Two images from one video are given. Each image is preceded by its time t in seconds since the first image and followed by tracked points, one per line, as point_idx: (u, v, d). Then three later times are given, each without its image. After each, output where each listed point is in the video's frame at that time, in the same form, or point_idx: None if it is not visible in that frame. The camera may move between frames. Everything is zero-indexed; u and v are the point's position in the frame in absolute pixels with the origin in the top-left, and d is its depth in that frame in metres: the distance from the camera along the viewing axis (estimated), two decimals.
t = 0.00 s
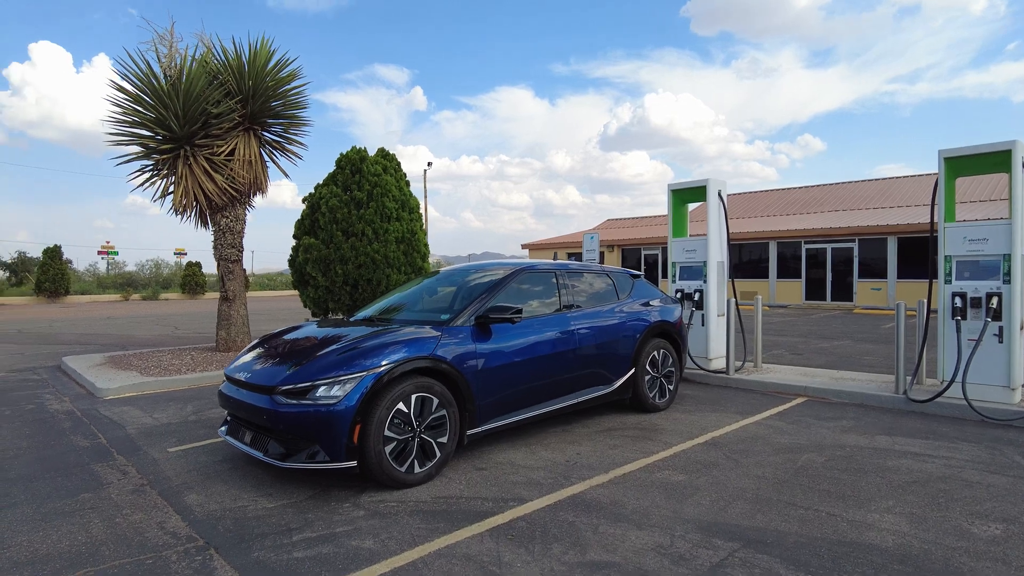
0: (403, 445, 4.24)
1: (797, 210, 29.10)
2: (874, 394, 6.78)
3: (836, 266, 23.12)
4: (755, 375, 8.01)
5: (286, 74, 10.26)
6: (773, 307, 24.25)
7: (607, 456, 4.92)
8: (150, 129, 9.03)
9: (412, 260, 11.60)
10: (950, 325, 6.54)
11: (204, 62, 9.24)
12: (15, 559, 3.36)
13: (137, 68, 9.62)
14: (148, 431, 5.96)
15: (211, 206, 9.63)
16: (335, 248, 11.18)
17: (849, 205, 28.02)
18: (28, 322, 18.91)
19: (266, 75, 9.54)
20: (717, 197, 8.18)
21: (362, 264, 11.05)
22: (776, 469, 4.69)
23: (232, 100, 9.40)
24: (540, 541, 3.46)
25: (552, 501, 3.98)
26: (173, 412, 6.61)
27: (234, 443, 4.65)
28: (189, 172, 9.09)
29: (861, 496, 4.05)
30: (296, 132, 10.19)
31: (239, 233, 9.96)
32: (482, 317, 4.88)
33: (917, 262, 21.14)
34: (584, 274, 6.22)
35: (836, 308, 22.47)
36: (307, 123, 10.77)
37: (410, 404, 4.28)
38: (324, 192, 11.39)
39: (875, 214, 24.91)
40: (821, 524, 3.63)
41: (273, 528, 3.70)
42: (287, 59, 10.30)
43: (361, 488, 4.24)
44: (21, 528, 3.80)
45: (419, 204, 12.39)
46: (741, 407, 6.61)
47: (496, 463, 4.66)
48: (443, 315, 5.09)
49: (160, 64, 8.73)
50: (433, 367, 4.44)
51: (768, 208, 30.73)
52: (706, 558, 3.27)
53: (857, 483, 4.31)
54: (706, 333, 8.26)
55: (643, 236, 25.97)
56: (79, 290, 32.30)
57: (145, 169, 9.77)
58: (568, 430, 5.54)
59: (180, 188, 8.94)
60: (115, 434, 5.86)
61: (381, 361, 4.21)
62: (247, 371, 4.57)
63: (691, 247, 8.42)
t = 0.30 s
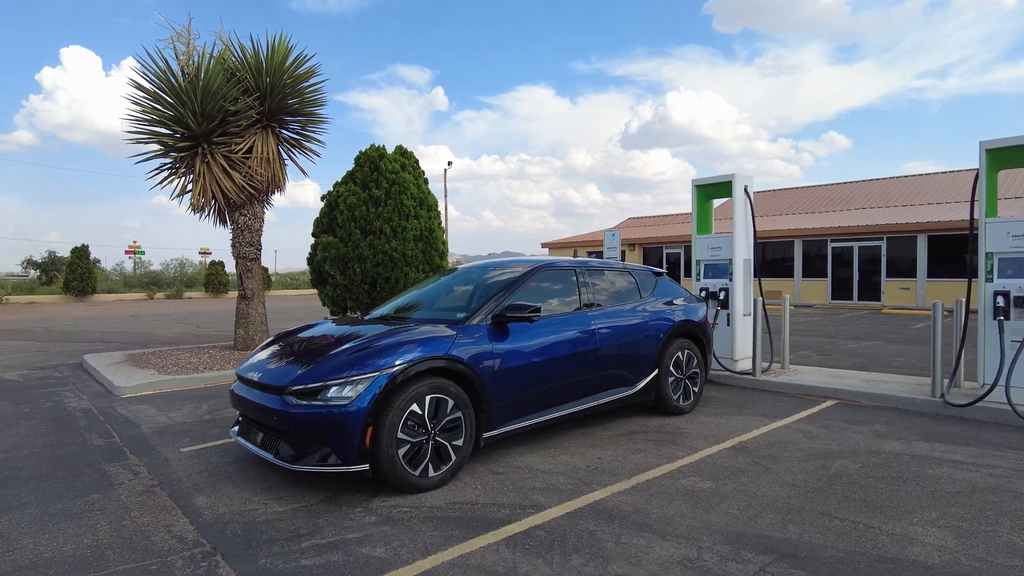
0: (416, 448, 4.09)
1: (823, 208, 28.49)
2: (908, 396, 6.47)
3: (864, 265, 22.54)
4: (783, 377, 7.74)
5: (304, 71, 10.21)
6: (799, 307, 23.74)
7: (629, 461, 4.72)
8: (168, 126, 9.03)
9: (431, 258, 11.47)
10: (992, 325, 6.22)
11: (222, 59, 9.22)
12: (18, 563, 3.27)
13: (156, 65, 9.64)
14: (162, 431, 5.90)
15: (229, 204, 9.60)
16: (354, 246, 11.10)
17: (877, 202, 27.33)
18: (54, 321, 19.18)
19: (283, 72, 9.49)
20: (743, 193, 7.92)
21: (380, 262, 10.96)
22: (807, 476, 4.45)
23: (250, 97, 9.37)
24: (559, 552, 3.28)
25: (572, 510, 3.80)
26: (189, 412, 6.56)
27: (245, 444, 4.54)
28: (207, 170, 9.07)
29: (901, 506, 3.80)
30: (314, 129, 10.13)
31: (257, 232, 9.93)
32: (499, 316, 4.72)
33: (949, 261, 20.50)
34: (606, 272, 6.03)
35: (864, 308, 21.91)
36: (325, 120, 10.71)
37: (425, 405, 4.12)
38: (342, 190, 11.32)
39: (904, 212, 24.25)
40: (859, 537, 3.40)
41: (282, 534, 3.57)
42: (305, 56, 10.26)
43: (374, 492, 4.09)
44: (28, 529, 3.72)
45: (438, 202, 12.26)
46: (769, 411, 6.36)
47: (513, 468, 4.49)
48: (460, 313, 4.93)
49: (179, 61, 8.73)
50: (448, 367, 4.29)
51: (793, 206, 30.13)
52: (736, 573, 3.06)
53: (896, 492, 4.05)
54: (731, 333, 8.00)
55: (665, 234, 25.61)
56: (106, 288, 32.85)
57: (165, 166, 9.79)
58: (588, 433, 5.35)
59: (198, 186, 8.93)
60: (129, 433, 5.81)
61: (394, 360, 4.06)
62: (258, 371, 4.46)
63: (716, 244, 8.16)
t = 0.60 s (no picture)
0: (431, 451, 3.91)
1: (845, 207, 27.94)
2: (943, 401, 6.18)
3: (889, 265, 22.03)
4: (810, 379, 7.47)
5: (320, 66, 10.10)
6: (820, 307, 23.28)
7: (652, 468, 4.51)
8: (184, 121, 8.97)
9: (447, 255, 11.32)
10: None
11: (238, 53, 9.13)
12: (18, 568, 3.15)
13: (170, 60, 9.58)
14: (172, 430, 5.80)
15: (244, 200, 9.52)
16: (369, 243, 10.98)
17: (901, 201, 26.72)
18: (74, 318, 19.32)
19: (299, 67, 9.38)
20: (769, 188, 7.66)
21: (396, 260, 10.83)
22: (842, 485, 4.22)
23: (266, 92, 9.28)
24: (581, 566, 3.09)
25: (594, 519, 3.60)
26: (201, 411, 6.47)
27: (254, 445, 4.40)
28: (222, 165, 8.99)
29: (947, 520, 3.56)
30: (329, 124, 10.01)
31: (272, 228, 9.84)
32: (517, 315, 4.54)
33: (978, 260, 19.94)
34: (627, 270, 5.82)
35: (889, 309, 21.40)
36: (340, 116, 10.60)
37: (440, 407, 3.94)
38: (358, 186, 11.21)
39: (930, 210, 23.67)
40: (904, 554, 3.16)
41: (290, 541, 3.42)
42: (321, 51, 10.15)
43: (387, 497, 3.93)
44: (31, 531, 3.61)
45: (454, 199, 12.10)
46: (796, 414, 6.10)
47: (532, 473, 4.31)
48: (476, 312, 4.73)
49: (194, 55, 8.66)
50: (464, 367, 4.11)
51: (814, 204, 29.59)
52: None
53: (939, 503, 3.81)
54: (757, 333, 7.76)
55: (683, 233, 25.28)
56: (126, 286, 33.19)
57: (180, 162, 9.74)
58: (609, 437, 5.15)
59: (212, 181, 8.85)
60: (140, 432, 5.73)
61: (408, 360, 3.89)
62: (269, 370, 4.31)
63: (741, 242, 7.91)
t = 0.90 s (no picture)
0: (441, 454, 3.72)
1: (865, 201, 27.39)
2: (976, 403, 5.89)
3: (910, 260, 21.53)
4: (834, 378, 7.21)
5: (331, 56, 9.94)
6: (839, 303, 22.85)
7: (672, 472, 4.30)
8: (193, 112, 8.84)
9: (459, 249, 11.14)
10: None
11: (248, 43, 8.99)
12: (10, 572, 3.02)
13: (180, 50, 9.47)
14: (178, 426, 5.69)
15: (254, 193, 9.39)
16: (381, 236, 10.83)
17: (923, 195, 26.10)
18: (90, 310, 19.42)
19: (310, 57, 9.22)
20: (793, 181, 7.38)
21: (407, 253, 10.67)
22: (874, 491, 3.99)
23: (276, 82, 9.14)
24: None
25: (612, 527, 3.41)
26: (208, 406, 6.36)
27: (259, 445, 4.25)
28: (232, 157, 8.87)
29: (991, 533, 3.32)
30: (340, 115, 9.85)
31: (283, 221, 9.71)
32: (531, 311, 4.34)
33: (1003, 256, 19.42)
34: (644, 264, 5.60)
35: (910, 305, 20.94)
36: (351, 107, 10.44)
37: (450, 407, 3.76)
38: (369, 179, 11.06)
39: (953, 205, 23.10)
40: (947, 571, 2.94)
41: (293, 547, 3.26)
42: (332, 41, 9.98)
43: (394, 500, 3.76)
44: (27, 533, 3.48)
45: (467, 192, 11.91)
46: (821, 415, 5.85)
47: (546, 476, 4.12)
48: (488, 308, 4.54)
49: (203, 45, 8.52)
50: (476, 366, 3.92)
51: (833, 198, 29.05)
52: None
53: (981, 514, 3.57)
54: (779, 330, 7.51)
55: (699, 227, 24.93)
56: (142, 278, 33.43)
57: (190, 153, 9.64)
58: (626, 439, 4.94)
59: (222, 173, 8.73)
60: (145, 429, 5.63)
61: (418, 358, 3.71)
62: (274, 367, 4.16)
63: (763, 236, 7.65)
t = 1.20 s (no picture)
0: (445, 454, 3.51)
1: (883, 194, 26.85)
2: (1009, 402, 5.59)
3: (930, 254, 21.04)
4: (857, 375, 6.92)
5: (338, 44, 9.74)
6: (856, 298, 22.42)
7: (690, 474, 4.07)
8: (198, 102, 8.68)
9: (469, 242, 10.92)
10: None
11: (253, 30, 8.81)
12: None
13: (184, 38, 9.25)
14: (178, 422, 5.53)
15: (260, 184, 9.23)
16: (389, 229, 10.63)
17: (944, 187, 25.50)
18: (102, 303, 19.46)
19: (315, 45, 9.00)
20: (814, 169, 7.09)
21: (416, 246, 10.47)
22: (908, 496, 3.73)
23: (282, 70, 8.95)
24: None
25: (627, 535, 3.19)
26: (210, 402, 6.21)
27: (256, 442, 4.07)
28: (237, 147, 8.71)
29: None
30: (347, 105, 9.65)
31: (289, 213, 9.54)
32: (541, 303, 4.12)
33: None
34: (660, 255, 5.36)
35: (929, 300, 20.48)
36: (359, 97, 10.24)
37: (456, 405, 3.54)
38: (378, 170, 10.87)
39: (975, 197, 22.55)
40: None
41: (287, 553, 3.07)
42: (339, 29, 9.77)
43: (397, 503, 3.57)
44: (11, 535, 3.32)
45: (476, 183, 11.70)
46: (845, 413, 5.59)
47: (557, 477, 3.91)
48: (496, 301, 4.32)
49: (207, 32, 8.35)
50: (482, 361, 3.71)
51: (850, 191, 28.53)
52: None
53: None
54: (798, 325, 7.24)
55: (712, 220, 24.56)
56: (154, 272, 33.58)
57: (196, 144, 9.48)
58: (640, 438, 4.71)
59: (227, 163, 8.57)
60: (144, 425, 5.49)
61: (421, 353, 3.50)
62: (272, 363, 3.97)
63: (782, 227, 7.36)
